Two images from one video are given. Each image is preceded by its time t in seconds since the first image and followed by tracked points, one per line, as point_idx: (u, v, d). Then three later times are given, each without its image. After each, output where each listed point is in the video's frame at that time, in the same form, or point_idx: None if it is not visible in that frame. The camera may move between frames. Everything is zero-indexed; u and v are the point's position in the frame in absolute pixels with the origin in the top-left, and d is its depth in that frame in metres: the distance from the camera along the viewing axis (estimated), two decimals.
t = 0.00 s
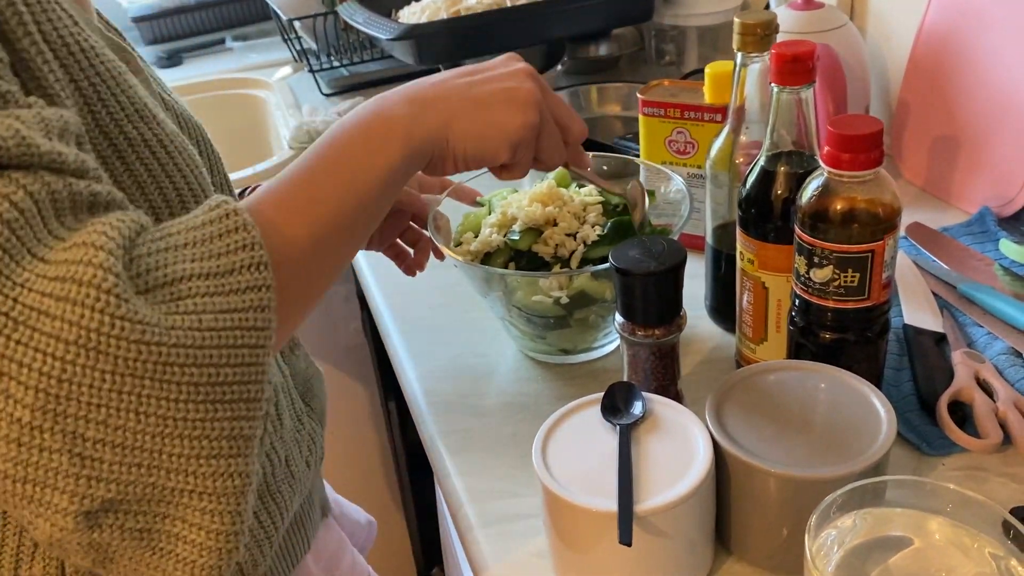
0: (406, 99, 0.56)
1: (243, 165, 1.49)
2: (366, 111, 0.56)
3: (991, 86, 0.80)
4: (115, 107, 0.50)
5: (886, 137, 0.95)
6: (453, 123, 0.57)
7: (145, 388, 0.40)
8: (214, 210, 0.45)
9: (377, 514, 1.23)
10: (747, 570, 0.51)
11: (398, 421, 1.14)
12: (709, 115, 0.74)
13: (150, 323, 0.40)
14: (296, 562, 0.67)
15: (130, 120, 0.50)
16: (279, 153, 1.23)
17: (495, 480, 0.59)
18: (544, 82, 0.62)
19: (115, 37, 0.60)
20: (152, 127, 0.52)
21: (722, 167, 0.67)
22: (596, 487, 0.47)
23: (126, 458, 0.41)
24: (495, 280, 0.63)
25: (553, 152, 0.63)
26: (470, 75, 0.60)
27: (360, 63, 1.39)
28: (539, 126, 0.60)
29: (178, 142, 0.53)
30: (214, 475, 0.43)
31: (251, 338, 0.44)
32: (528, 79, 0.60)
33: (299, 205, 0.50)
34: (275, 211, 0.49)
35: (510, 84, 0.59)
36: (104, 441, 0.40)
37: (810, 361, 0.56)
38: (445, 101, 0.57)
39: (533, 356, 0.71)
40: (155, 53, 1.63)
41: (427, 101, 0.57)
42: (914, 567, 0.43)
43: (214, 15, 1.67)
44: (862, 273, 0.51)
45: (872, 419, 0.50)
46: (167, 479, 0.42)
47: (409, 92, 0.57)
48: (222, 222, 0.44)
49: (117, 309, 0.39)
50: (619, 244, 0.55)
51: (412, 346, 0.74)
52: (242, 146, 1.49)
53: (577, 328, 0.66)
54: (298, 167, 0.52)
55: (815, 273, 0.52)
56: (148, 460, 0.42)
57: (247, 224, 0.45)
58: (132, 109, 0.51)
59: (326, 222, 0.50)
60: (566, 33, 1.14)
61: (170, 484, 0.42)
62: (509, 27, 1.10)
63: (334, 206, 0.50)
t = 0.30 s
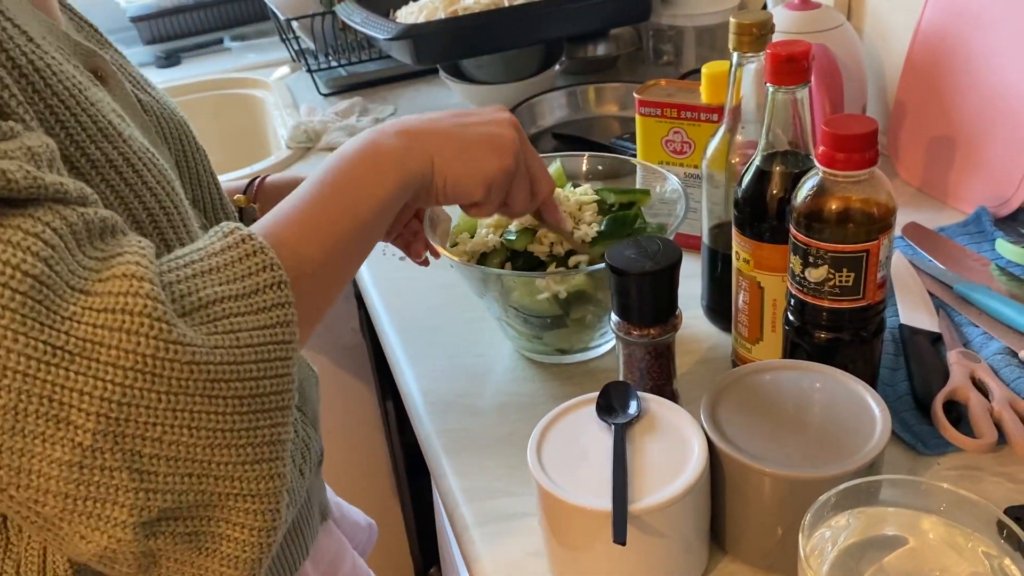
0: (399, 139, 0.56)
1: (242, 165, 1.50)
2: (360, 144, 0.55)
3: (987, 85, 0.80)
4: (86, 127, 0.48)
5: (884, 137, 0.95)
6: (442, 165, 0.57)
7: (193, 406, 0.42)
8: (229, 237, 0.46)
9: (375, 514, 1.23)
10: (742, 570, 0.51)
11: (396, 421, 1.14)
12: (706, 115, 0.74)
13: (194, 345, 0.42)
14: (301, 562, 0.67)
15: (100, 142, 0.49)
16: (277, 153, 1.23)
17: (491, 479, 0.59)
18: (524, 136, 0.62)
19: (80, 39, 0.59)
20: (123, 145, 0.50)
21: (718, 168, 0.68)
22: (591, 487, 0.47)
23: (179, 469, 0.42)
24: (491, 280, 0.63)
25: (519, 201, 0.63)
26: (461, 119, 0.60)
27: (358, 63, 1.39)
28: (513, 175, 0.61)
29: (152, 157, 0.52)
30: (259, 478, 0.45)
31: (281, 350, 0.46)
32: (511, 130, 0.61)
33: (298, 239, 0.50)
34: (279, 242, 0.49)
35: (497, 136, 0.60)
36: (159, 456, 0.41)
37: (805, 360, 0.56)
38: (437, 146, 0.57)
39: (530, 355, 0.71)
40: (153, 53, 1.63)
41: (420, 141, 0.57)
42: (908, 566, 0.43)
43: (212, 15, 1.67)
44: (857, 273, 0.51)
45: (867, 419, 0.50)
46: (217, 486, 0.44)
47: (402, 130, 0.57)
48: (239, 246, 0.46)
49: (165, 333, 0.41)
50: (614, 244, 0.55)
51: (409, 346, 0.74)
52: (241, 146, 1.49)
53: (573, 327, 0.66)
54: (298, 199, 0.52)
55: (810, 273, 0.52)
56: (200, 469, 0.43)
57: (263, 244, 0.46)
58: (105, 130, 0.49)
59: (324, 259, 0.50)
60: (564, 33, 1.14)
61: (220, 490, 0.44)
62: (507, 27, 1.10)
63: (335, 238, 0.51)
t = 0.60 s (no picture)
0: (440, 207, 0.56)
1: (244, 167, 1.50)
2: (403, 206, 0.56)
3: (988, 88, 0.80)
4: (83, 148, 0.47)
5: (884, 140, 0.95)
6: (476, 240, 0.58)
7: (197, 464, 0.41)
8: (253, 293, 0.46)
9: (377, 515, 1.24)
10: (746, 571, 0.51)
11: (398, 421, 1.14)
12: (708, 118, 0.75)
13: (200, 407, 0.41)
14: (309, 568, 0.67)
15: (97, 162, 0.48)
16: (280, 155, 1.23)
17: (495, 481, 0.59)
18: (560, 207, 0.62)
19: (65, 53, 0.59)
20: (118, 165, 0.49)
21: (720, 171, 0.68)
22: (595, 489, 0.47)
23: (172, 526, 0.42)
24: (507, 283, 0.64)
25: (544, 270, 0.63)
26: (498, 188, 0.60)
27: (359, 65, 1.39)
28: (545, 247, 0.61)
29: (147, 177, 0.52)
30: (248, 540, 0.44)
31: (284, 418, 0.45)
32: (546, 206, 0.61)
33: (329, 291, 0.50)
34: (310, 294, 0.49)
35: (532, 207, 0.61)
36: (154, 513, 0.41)
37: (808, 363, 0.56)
38: (476, 217, 0.58)
39: (532, 357, 0.71)
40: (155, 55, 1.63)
41: (462, 210, 0.57)
42: (910, 567, 0.43)
43: (213, 16, 1.67)
44: (859, 276, 0.51)
45: (869, 421, 0.50)
46: (208, 545, 0.43)
47: (446, 198, 0.57)
48: (262, 307, 0.45)
49: (172, 393, 0.40)
50: (617, 247, 0.55)
51: (412, 348, 0.74)
52: (243, 148, 1.50)
53: (587, 326, 0.67)
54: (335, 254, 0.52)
55: (813, 276, 0.52)
56: (193, 528, 0.42)
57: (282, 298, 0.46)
58: (101, 151, 0.49)
59: (351, 316, 0.50)
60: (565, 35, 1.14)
61: (211, 549, 0.43)
62: (509, 29, 1.10)
63: (360, 299, 0.51)
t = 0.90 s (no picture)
0: (303, 405, 0.45)
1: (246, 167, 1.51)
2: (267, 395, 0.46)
3: (988, 88, 0.81)
4: (68, 197, 0.49)
5: (885, 139, 0.95)
6: (358, 467, 0.44)
7: None
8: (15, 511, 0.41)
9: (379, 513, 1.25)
10: (747, 566, 0.52)
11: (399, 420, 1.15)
12: (708, 117, 0.75)
13: None
14: None
15: (83, 209, 0.50)
16: (282, 155, 1.24)
17: (498, 477, 0.60)
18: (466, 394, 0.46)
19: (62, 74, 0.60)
20: (106, 207, 0.51)
21: (721, 171, 0.68)
22: (599, 485, 0.48)
23: None
24: (512, 282, 0.65)
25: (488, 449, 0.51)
26: (412, 380, 0.45)
27: (361, 65, 1.39)
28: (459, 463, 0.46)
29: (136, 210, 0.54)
30: None
31: None
32: (468, 394, 0.46)
33: (128, 512, 0.43)
34: (91, 521, 0.43)
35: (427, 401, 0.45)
36: None
37: (809, 360, 0.57)
38: (340, 409, 0.45)
39: (534, 356, 0.71)
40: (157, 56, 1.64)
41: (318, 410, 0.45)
42: (911, 562, 0.44)
43: (215, 16, 1.67)
44: (860, 274, 0.51)
45: (869, 418, 0.51)
46: None
47: (321, 389, 0.45)
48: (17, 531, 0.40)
49: None
50: (619, 246, 0.56)
51: (415, 346, 0.75)
52: (245, 147, 1.50)
53: (590, 323, 0.68)
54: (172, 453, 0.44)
55: (814, 273, 0.53)
56: None
57: (42, 505, 0.41)
58: (86, 198, 0.50)
59: (153, 546, 0.43)
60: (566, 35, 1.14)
61: None
62: (510, 30, 1.10)
63: (160, 540, 0.43)
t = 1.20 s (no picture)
0: (297, 516, 0.42)
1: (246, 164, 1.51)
2: (261, 506, 0.44)
3: (985, 82, 0.81)
4: (6, 249, 0.46)
5: (883, 134, 0.96)
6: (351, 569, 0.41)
7: None
8: None
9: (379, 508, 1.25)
10: (743, 557, 0.52)
11: (399, 415, 1.15)
12: (706, 111, 0.75)
13: None
14: None
15: (24, 261, 0.47)
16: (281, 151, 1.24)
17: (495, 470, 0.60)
18: (470, 507, 0.43)
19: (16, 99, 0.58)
20: (48, 259, 0.48)
21: (718, 164, 0.68)
22: (595, 475, 0.48)
23: None
24: (508, 274, 0.65)
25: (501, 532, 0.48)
26: (410, 480, 0.43)
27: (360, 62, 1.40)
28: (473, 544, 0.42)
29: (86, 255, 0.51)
30: None
31: None
32: (475, 505, 0.43)
33: None
34: None
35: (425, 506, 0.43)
36: None
37: (805, 352, 0.57)
38: (328, 515, 0.42)
39: (532, 349, 0.72)
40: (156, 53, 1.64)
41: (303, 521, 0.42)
42: (905, 552, 0.44)
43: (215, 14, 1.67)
44: (855, 265, 0.52)
45: (864, 409, 0.51)
46: None
47: (316, 500, 0.43)
48: None
49: None
50: (615, 238, 0.56)
51: (412, 340, 0.75)
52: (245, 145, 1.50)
53: (587, 316, 0.68)
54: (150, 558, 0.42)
55: (809, 265, 0.53)
56: None
57: None
58: (30, 249, 0.47)
59: None
60: (565, 31, 1.14)
61: None
62: (510, 26, 1.10)
63: None
